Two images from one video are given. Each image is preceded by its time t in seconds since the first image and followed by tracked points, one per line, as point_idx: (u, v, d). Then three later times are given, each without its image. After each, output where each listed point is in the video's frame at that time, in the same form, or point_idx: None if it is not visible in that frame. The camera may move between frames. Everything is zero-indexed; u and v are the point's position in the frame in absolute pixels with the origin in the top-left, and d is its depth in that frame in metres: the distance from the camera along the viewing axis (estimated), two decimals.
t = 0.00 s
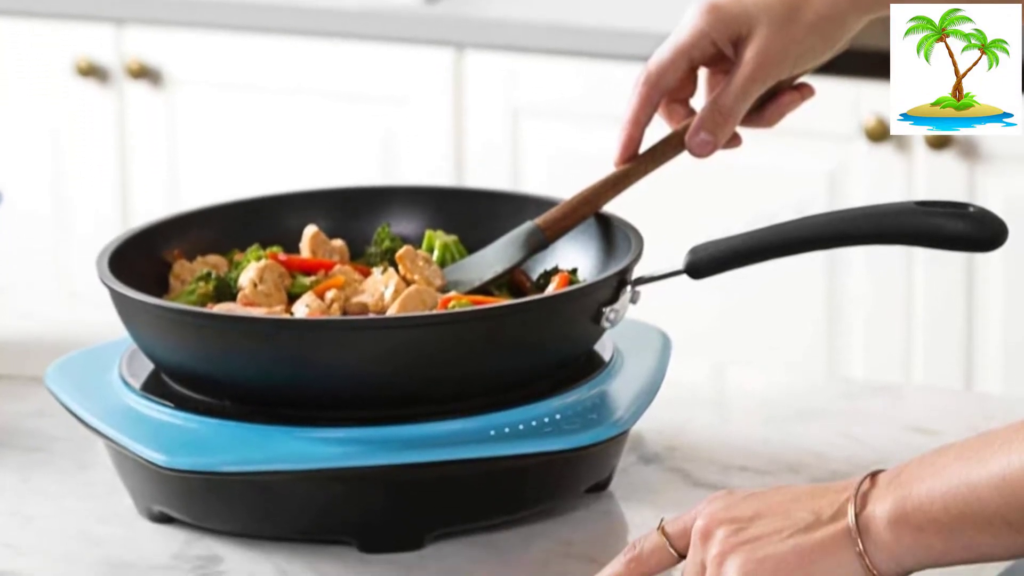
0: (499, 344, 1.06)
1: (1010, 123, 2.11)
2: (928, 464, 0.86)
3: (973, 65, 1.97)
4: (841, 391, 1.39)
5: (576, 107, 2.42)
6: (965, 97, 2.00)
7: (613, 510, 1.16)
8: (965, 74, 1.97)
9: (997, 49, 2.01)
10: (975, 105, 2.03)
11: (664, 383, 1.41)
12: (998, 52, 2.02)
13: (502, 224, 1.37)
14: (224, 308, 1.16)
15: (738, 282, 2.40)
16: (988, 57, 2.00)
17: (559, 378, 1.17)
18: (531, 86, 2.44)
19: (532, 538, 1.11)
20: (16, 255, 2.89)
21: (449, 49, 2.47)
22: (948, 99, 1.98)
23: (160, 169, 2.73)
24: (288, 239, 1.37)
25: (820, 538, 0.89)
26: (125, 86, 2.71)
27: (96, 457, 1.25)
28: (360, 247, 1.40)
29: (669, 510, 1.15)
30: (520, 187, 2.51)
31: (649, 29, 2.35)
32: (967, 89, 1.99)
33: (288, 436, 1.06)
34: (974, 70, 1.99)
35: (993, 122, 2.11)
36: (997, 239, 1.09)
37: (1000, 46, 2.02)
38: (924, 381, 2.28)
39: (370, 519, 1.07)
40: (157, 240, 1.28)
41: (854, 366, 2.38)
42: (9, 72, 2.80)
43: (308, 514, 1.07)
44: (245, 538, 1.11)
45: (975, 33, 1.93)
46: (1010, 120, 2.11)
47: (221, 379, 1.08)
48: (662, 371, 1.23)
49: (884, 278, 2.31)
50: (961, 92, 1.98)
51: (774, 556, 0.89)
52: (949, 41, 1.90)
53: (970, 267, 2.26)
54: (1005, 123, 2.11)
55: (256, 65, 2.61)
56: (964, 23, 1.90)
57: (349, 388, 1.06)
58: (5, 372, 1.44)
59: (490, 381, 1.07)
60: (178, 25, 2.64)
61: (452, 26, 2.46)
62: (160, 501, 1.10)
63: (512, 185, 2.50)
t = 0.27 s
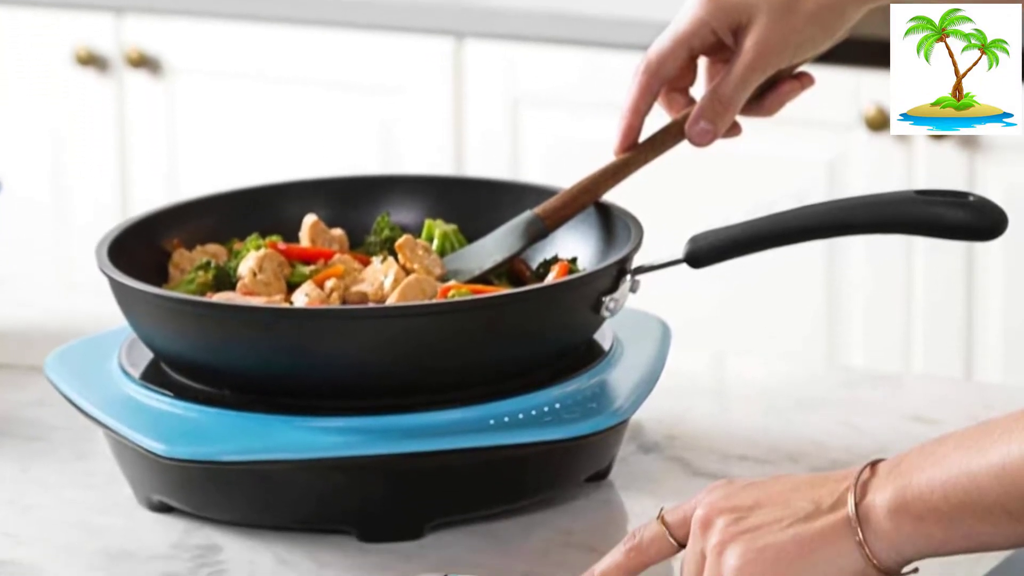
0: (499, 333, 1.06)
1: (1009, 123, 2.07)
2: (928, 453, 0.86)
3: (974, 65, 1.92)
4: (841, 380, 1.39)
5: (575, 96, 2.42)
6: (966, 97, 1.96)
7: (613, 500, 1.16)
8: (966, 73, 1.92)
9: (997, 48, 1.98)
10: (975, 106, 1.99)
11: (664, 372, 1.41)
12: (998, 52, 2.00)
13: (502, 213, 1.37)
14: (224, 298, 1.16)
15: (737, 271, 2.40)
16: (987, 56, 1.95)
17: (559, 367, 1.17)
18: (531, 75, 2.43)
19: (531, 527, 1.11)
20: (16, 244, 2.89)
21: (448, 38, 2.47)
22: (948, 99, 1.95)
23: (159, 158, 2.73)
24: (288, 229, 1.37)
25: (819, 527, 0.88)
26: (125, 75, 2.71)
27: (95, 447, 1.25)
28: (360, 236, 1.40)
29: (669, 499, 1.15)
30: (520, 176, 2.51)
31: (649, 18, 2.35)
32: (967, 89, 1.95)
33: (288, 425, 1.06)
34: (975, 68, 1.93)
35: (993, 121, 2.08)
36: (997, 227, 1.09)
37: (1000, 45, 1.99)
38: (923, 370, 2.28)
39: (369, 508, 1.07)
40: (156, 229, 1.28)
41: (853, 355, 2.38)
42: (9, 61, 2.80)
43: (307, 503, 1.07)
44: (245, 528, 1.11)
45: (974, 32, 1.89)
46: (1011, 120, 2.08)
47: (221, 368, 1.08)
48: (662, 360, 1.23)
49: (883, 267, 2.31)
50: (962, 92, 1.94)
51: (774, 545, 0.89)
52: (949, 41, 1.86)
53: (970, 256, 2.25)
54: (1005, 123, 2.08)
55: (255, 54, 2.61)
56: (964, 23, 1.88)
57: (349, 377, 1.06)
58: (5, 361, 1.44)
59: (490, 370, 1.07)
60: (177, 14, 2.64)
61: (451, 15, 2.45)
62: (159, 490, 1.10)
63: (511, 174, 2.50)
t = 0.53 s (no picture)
0: (498, 323, 1.06)
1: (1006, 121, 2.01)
2: (928, 443, 0.86)
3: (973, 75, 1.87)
4: (841, 369, 1.40)
5: (575, 85, 2.42)
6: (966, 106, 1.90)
7: (613, 489, 1.16)
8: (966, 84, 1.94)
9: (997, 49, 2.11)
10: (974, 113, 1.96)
11: (664, 361, 1.41)
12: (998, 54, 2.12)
13: (501, 202, 1.37)
14: (223, 287, 1.16)
15: (737, 261, 2.40)
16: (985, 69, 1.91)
17: (558, 356, 1.17)
18: (531, 64, 2.43)
19: (531, 517, 1.11)
20: (15, 233, 2.89)
21: (448, 27, 2.47)
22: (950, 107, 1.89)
23: (160, 148, 2.73)
24: (287, 218, 1.37)
25: (819, 517, 0.88)
26: (124, 64, 2.71)
27: (95, 437, 1.25)
28: (359, 226, 1.40)
29: (669, 488, 1.15)
30: (520, 165, 2.51)
31: (649, 7, 2.35)
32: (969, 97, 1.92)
33: (287, 415, 1.06)
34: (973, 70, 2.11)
35: (993, 122, 2.15)
36: (997, 217, 1.09)
37: (999, 46, 2.12)
38: (923, 359, 2.28)
39: (369, 498, 1.07)
40: (156, 218, 1.27)
41: (853, 344, 2.38)
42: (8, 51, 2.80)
43: (307, 492, 1.07)
44: (244, 517, 1.11)
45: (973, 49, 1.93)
46: (1010, 120, 2.14)
47: (220, 358, 1.08)
48: (662, 350, 1.23)
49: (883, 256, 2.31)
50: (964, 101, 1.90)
51: (773, 534, 0.89)
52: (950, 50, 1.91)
53: (970, 246, 2.25)
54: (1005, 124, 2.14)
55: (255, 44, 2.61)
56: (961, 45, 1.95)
57: (348, 367, 1.05)
58: (4, 351, 1.44)
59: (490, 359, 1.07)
60: (177, 3, 2.64)
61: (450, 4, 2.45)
62: (159, 479, 1.10)
63: (511, 163, 2.50)
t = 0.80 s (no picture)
0: (497, 313, 1.06)
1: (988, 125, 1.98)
2: (928, 433, 0.86)
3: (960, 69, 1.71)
4: (841, 359, 1.40)
5: (574, 75, 2.41)
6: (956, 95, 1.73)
7: (613, 479, 1.16)
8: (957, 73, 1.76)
9: (997, 49, 2.12)
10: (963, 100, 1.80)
11: (664, 351, 1.41)
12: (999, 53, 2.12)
13: (501, 192, 1.37)
14: (223, 277, 1.16)
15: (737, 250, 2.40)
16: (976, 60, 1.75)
17: (558, 346, 1.17)
18: (530, 54, 2.43)
19: (531, 507, 1.11)
20: (14, 223, 2.89)
21: (447, 18, 2.47)
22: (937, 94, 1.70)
23: (159, 137, 2.72)
24: (287, 208, 1.37)
25: (819, 506, 0.88)
26: (124, 54, 2.71)
27: (94, 426, 1.25)
28: (359, 216, 1.40)
29: (669, 478, 1.15)
30: (519, 155, 2.51)
31: None
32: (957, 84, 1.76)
33: (287, 404, 1.06)
34: (974, 70, 2.12)
35: (993, 122, 2.17)
36: (997, 206, 1.09)
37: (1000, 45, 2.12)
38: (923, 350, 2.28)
39: (368, 488, 1.07)
40: (155, 208, 1.27)
41: (853, 334, 2.38)
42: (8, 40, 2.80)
43: (306, 482, 1.07)
44: (244, 507, 1.11)
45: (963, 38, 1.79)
46: (1010, 121, 2.17)
47: (220, 348, 1.08)
48: (662, 339, 1.23)
49: (883, 246, 2.31)
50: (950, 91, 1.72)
51: (774, 524, 0.88)
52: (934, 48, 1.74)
53: (970, 236, 2.25)
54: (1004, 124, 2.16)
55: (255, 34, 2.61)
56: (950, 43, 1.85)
57: (348, 357, 1.05)
58: (4, 341, 1.44)
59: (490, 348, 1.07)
60: None
61: None
62: (158, 469, 1.10)
63: (510, 153, 2.50)
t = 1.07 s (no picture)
0: (496, 302, 1.06)
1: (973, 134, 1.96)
2: (928, 423, 0.86)
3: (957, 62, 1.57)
4: (841, 349, 1.40)
5: (574, 65, 2.41)
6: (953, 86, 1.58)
7: (612, 469, 1.16)
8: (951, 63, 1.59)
9: (998, 49, 2.12)
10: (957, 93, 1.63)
11: (664, 341, 1.41)
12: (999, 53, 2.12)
13: (501, 182, 1.37)
14: (222, 268, 1.16)
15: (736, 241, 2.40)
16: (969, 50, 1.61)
17: (558, 336, 1.17)
18: (530, 43, 2.42)
19: (530, 497, 1.11)
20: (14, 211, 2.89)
21: (447, 7, 2.46)
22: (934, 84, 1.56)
23: (159, 126, 2.72)
24: (287, 197, 1.37)
25: (819, 497, 0.88)
26: (123, 43, 2.71)
27: (93, 416, 1.25)
28: (358, 206, 1.39)
29: (668, 469, 1.15)
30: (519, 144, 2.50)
31: None
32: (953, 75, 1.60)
33: (287, 395, 1.06)
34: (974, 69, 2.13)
35: (993, 122, 2.17)
36: (998, 196, 1.09)
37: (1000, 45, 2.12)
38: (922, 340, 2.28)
39: (368, 478, 1.07)
40: (155, 198, 1.27)
41: (853, 324, 2.38)
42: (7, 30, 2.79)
43: (306, 473, 1.07)
44: (244, 497, 1.11)
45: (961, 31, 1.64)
46: (1010, 120, 2.16)
47: (219, 338, 1.08)
48: (662, 329, 1.23)
49: (883, 237, 2.31)
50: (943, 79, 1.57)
51: (774, 515, 0.88)
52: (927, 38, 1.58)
53: (970, 226, 2.25)
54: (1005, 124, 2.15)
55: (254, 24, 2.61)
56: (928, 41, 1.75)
57: (347, 346, 1.05)
58: (3, 331, 1.44)
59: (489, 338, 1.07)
60: None
61: None
62: (157, 460, 1.10)
63: (510, 143, 2.50)
